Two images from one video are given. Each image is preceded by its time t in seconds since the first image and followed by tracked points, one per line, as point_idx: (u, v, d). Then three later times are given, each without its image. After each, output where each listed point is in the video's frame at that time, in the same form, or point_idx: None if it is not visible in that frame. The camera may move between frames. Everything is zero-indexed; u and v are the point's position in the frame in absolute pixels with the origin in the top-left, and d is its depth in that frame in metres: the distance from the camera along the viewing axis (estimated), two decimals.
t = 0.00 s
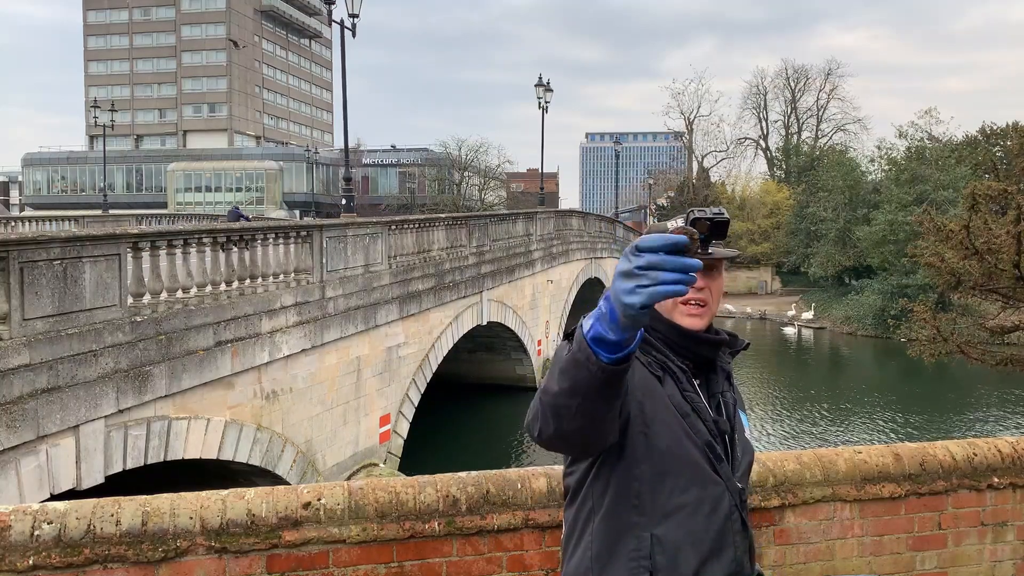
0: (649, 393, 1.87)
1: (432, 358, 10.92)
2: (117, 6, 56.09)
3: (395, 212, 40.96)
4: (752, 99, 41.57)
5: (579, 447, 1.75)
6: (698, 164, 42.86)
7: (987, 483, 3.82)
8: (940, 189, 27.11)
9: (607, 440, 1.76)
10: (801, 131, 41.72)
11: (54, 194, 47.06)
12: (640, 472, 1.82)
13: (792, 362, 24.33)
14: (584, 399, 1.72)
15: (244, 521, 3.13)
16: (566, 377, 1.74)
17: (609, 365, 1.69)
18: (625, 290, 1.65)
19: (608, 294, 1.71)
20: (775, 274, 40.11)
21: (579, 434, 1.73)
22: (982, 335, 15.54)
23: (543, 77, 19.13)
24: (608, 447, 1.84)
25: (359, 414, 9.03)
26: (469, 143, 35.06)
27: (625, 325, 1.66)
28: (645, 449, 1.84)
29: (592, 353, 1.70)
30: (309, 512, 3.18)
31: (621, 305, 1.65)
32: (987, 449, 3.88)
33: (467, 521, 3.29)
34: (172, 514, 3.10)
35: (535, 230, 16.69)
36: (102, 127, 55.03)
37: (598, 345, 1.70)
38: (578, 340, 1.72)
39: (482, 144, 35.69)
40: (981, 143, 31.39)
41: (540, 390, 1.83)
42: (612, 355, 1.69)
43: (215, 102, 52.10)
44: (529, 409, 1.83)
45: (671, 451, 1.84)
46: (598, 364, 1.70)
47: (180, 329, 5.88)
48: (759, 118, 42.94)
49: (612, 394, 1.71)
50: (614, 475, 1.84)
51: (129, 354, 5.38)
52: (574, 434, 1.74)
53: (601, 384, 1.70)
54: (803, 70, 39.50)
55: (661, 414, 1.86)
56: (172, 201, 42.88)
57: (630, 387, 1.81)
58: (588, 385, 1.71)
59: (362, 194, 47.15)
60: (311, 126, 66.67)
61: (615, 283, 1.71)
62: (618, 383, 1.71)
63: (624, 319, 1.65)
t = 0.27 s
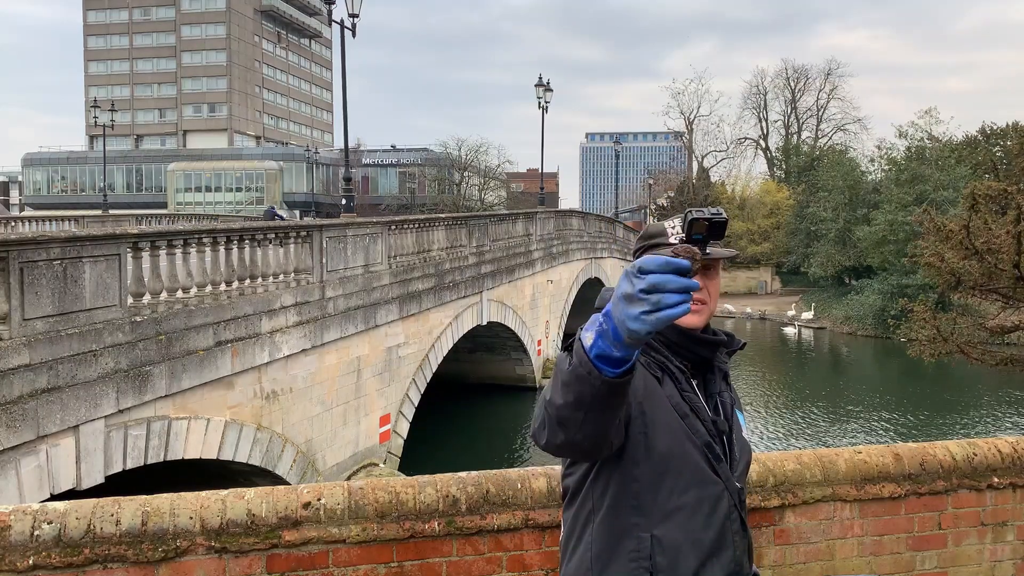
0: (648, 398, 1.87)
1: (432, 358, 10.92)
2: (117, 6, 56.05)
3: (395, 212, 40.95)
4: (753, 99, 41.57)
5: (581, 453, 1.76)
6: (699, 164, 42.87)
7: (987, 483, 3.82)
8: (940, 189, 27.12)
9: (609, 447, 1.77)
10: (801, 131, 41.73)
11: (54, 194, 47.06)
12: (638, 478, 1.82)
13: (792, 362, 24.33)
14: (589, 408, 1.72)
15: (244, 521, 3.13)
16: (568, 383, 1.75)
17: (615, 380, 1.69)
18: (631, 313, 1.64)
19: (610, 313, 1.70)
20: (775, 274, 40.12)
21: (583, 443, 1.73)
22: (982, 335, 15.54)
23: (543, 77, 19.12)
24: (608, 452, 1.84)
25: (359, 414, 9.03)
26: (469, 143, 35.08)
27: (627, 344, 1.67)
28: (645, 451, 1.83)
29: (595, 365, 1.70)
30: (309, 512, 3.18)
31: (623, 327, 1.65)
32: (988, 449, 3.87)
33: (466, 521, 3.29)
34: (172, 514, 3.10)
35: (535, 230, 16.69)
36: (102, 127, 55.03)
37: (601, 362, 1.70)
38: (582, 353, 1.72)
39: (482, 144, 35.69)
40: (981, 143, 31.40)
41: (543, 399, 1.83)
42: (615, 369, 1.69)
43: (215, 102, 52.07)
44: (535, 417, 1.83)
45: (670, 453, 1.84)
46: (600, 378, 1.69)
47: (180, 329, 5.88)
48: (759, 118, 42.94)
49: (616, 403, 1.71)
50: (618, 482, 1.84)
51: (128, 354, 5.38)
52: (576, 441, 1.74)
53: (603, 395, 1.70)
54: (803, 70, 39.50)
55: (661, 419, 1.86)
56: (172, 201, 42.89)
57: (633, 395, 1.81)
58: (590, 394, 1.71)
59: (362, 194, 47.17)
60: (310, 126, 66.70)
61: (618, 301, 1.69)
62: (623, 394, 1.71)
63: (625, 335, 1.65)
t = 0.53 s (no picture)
0: (649, 399, 1.88)
1: (432, 358, 10.92)
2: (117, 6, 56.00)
3: (395, 212, 40.94)
4: (753, 99, 41.57)
5: (583, 456, 1.76)
6: (699, 164, 42.87)
7: (987, 483, 3.82)
8: (940, 189, 27.13)
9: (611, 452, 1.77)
10: (801, 131, 41.74)
11: (54, 194, 47.06)
12: (639, 481, 1.82)
13: (792, 362, 24.34)
14: (592, 409, 1.72)
15: (244, 521, 3.13)
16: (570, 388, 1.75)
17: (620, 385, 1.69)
18: (636, 322, 1.64)
19: (614, 322, 1.69)
20: (775, 273, 40.11)
21: (585, 447, 1.73)
22: (982, 335, 15.54)
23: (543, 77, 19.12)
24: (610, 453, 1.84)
25: (359, 415, 9.03)
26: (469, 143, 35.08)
27: (633, 353, 1.67)
28: (646, 454, 1.83)
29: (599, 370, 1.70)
30: (308, 512, 3.18)
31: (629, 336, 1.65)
32: (988, 449, 3.87)
33: (466, 520, 3.29)
34: (172, 514, 3.10)
35: (535, 230, 16.69)
36: (102, 127, 55.03)
37: (608, 369, 1.70)
38: (588, 358, 1.72)
39: (482, 144, 35.70)
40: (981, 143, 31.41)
41: (544, 403, 1.83)
42: (623, 378, 1.69)
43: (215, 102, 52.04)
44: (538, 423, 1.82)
45: (670, 455, 1.85)
46: (607, 386, 1.69)
47: (180, 329, 5.88)
48: (759, 118, 42.94)
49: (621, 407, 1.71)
50: (618, 486, 1.83)
51: (128, 354, 5.38)
52: (578, 446, 1.74)
53: (608, 401, 1.70)
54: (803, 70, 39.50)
55: (662, 421, 1.86)
56: (172, 201, 42.88)
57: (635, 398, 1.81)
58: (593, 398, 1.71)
59: (362, 194, 47.17)
60: (310, 126, 66.70)
61: (623, 310, 1.69)
62: (627, 399, 1.72)
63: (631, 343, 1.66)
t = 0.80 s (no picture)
0: (646, 399, 1.88)
1: (432, 358, 10.92)
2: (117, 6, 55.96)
3: (394, 212, 40.92)
4: (752, 99, 41.57)
5: (582, 455, 1.76)
6: (699, 164, 42.86)
7: (986, 483, 3.82)
8: (940, 189, 27.12)
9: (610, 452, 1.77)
10: (801, 131, 41.74)
11: (54, 194, 47.05)
12: (637, 481, 1.82)
13: (792, 362, 24.34)
14: (590, 408, 1.72)
15: (244, 520, 3.14)
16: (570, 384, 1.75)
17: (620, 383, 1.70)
18: (632, 319, 1.65)
19: (613, 318, 1.70)
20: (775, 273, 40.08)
21: (583, 445, 1.73)
22: (981, 335, 15.54)
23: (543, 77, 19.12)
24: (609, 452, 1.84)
25: (359, 415, 9.03)
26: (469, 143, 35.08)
27: (632, 349, 1.67)
28: (645, 453, 1.83)
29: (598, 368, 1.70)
30: (309, 512, 3.19)
31: (625, 333, 1.65)
32: (987, 449, 3.88)
33: (466, 521, 3.29)
34: (172, 514, 3.10)
35: (536, 230, 16.69)
36: (101, 127, 54.99)
37: (609, 365, 1.70)
38: (587, 357, 1.72)
39: (482, 144, 35.71)
40: (981, 143, 31.40)
41: (543, 401, 1.83)
42: (623, 374, 1.69)
43: (215, 101, 52.01)
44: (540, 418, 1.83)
45: (669, 455, 1.85)
46: (607, 383, 1.69)
47: (180, 329, 5.88)
48: (759, 118, 42.93)
49: (619, 407, 1.72)
50: (615, 486, 1.84)
51: (129, 355, 5.38)
52: (575, 443, 1.74)
53: (609, 397, 1.70)
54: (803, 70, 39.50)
55: (659, 420, 1.86)
56: (172, 201, 42.86)
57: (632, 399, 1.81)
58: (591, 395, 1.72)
59: (362, 194, 47.16)
60: (310, 126, 66.70)
61: (622, 307, 1.69)
62: (627, 396, 1.72)
63: (630, 340, 1.65)
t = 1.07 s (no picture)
0: (644, 400, 1.88)
1: (432, 358, 10.92)
2: (116, 6, 55.96)
3: (394, 212, 40.92)
4: (752, 99, 41.56)
5: (581, 456, 1.76)
6: (698, 164, 42.85)
7: (987, 483, 3.82)
8: (940, 189, 27.11)
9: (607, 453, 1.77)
10: (801, 131, 41.74)
11: (54, 194, 47.06)
12: (636, 482, 1.82)
13: (792, 362, 24.33)
14: (587, 406, 1.72)
15: (244, 520, 3.13)
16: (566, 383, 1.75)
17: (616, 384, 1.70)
18: (628, 320, 1.65)
19: (612, 319, 1.70)
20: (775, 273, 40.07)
21: (580, 445, 1.73)
22: (981, 335, 15.53)
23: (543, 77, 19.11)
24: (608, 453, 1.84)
25: (359, 415, 9.04)
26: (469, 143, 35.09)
27: (631, 349, 1.67)
28: (642, 454, 1.84)
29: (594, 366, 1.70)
30: (309, 512, 3.18)
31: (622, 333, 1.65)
32: (987, 450, 3.88)
33: (466, 521, 3.29)
34: (172, 514, 3.10)
35: (535, 230, 16.69)
36: (102, 127, 54.99)
37: (607, 363, 1.70)
38: (584, 356, 1.72)
39: (482, 144, 35.71)
40: (981, 143, 31.39)
41: (540, 401, 1.83)
42: (620, 373, 1.69)
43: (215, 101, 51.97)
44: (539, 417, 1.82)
45: (667, 456, 1.85)
46: (603, 382, 1.69)
47: (180, 329, 5.88)
48: (759, 118, 42.94)
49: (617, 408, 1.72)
50: (614, 489, 1.83)
51: (129, 354, 5.38)
52: (572, 444, 1.74)
53: (606, 396, 1.70)
54: (803, 70, 39.50)
55: (657, 420, 1.86)
56: (172, 201, 42.86)
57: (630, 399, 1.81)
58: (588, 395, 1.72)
59: (361, 194, 47.16)
60: (310, 126, 66.70)
61: (618, 306, 1.69)
62: (624, 395, 1.72)
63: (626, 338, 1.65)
